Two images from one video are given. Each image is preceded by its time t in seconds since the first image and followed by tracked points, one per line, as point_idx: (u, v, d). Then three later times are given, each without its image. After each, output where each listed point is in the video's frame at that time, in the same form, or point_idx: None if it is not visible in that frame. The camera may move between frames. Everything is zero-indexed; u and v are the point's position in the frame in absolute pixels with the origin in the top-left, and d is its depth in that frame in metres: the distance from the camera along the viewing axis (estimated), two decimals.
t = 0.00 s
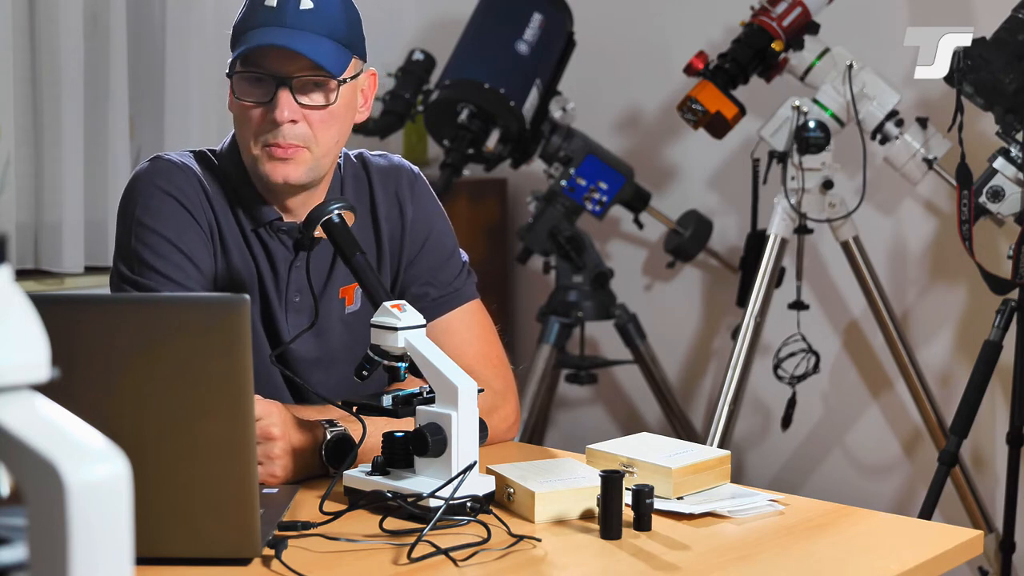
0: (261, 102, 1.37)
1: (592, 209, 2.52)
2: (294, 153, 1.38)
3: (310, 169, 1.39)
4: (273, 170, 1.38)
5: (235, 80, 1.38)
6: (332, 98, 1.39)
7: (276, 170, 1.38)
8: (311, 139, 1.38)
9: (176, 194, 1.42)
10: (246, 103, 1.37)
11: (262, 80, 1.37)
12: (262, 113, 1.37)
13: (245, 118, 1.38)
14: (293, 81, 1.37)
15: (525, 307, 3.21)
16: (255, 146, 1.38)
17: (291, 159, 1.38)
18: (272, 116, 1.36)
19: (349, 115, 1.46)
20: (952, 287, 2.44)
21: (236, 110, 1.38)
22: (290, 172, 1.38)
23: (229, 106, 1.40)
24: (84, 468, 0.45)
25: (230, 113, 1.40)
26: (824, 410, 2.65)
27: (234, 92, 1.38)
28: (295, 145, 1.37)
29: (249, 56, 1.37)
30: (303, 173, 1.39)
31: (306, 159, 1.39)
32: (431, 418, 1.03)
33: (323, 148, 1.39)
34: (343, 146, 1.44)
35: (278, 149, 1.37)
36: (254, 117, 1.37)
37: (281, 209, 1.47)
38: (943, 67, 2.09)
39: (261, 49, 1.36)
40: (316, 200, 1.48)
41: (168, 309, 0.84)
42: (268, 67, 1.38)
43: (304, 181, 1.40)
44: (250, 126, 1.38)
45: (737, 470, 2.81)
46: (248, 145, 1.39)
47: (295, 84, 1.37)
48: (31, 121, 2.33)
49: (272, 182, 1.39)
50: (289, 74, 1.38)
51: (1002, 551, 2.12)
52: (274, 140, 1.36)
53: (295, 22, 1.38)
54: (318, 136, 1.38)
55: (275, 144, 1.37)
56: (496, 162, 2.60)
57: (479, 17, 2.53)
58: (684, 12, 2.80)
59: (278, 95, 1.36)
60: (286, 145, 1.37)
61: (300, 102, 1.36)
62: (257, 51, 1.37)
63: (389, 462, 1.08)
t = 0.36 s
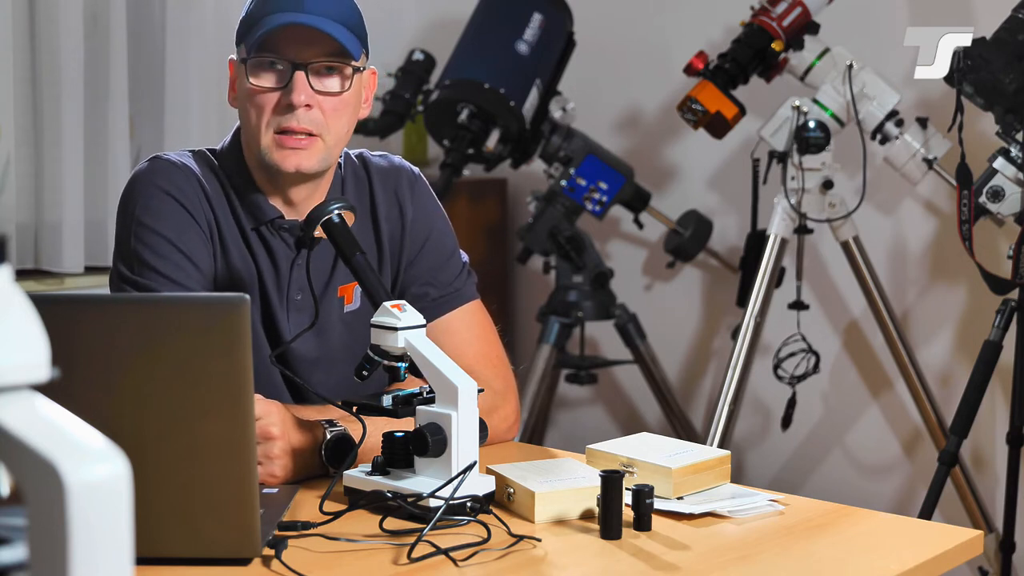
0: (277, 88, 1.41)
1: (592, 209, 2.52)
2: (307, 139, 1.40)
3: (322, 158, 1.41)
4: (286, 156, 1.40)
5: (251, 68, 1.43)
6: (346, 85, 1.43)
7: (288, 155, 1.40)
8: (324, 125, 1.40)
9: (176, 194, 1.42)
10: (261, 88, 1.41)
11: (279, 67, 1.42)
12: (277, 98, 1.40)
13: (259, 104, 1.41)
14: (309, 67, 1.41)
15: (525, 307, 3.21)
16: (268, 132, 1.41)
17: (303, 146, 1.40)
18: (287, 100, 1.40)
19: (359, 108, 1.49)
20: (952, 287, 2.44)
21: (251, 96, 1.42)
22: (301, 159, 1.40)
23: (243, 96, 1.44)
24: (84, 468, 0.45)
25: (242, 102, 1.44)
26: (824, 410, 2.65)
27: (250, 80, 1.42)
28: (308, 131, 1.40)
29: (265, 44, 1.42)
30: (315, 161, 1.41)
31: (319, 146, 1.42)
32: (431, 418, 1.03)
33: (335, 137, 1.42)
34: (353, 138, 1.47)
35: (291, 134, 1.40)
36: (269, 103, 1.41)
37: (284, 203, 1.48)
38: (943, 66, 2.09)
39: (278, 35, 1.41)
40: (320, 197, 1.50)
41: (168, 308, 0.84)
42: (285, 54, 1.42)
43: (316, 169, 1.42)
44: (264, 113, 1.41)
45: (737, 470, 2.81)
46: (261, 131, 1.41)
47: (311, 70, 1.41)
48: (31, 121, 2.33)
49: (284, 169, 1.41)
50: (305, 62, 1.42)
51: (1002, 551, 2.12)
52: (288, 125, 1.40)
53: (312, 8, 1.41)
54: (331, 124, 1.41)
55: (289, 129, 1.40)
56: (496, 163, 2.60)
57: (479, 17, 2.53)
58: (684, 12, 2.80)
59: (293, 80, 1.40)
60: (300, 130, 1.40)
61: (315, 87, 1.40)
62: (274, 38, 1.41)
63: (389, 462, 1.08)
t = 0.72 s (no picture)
0: (272, 57, 1.45)
1: (592, 209, 2.51)
2: (301, 106, 1.44)
3: (316, 124, 1.45)
4: (281, 122, 1.44)
5: (245, 38, 1.46)
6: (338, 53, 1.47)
7: (283, 120, 1.44)
8: (317, 92, 1.45)
9: (158, 199, 1.42)
10: (255, 58, 1.45)
11: (273, 37, 1.45)
12: (272, 66, 1.44)
13: (254, 74, 1.45)
14: (302, 35, 1.45)
15: (525, 307, 3.21)
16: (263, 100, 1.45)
17: (298, 113, 1.44)
18: (282, 67, 1.44)
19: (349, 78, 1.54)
20: (953, 287, 2.44)
21: (245, 66, 1.45)
22: (296, 124, 1.44)
23: (237, 67, 1.48)
24: (85, 469, 0.45)
25: (236, 73, 1.47)
26: (824, 410, 2.65)
27: (244, 49, 1.46)
28: (302, 97, 1.45)
29: (259, 16, 1.46)
30: (309, 127, 1.46)
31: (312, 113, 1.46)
32: (431, 418, 1.03)
33: (328, 104, 1.46)
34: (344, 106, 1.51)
35: (287, 102, 1.44)
36: (264, 71, 1.45)
37: (282, 178, 1.50)
38: (943, 66, 2.09)
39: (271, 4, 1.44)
40: (316, 172, 1.53)
41: (166, 308, 0.84)
42: (277, 24, 1.46)
43: (310, 135, 1.45)
44: (259, 81, 1.45)
45: (737, 470, 2.81)
46: (256, 100, 1.45)
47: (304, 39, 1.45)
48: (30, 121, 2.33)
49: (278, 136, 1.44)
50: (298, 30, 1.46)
51: (1002, 551, 2.12)
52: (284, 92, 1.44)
53: None
54: (324, 90, 1.46)
55: (284, 95, 1.44)
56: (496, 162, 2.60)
57: (479, 17, 2.53)
58: (684, 12, 2.80)
59: (287, 48, 1.44)
60: (294, 97, 1.44)
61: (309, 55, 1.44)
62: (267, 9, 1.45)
63: (389, 462, 1.08)
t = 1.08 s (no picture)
0: (250, 48, 1.49)
1: (592, 209, 2.51)
2: (279, 94, 1.49)
3: (293, 112, 1.50)
4: (259, 110, 1.48)
5: (224, 30, 1.50)
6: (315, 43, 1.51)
7: (262, 108, 1.48)
8: (295, 80, 1.49)
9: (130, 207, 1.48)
10: (234, 49, 1.49)
11: (251, 28, 1.49)
12: (250, 56, 1.49)
13: (232, 65, 1.49)
14: (279, 25, 1.48)
15: (525, 307, 3.21)
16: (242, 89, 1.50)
17: (275, 101, 1.49)
18: (261, 57, 1.48)
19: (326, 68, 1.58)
20: (952, 287, 2.44)
21: (224, 57, 1.50)
22: (274, 112, 1.48)
23: (215, 58, 1.52)
24: (85, 469, 0.45)
25: (215, 64, 1.52)
26: (824, 410, 2.65)
27: (222, 41, 1.50)
28: (280, 86, 1.49)
29: (236, 9, 1.51)
30: (287, 114, 1.50)
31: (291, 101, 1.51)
32: (431, 418, 1.03)
33: (304, 91, 1.51)
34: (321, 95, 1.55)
35: (264, 90, 1.48)
36: (242, 61, 1.49)
37: (262, 165, 1.55)
38: (943, 66, 2.09)
39: None
40: (295, 159, 1.57)
41: (165, 307, 0.84)
42: (255, 15, 1.50)
43: (288, 123, 1.50)
44: (238, 71, 1.49)
45: (737, 470, 2.81)
46: (235, 90, 1.50)
47: (281, 29, 1.49)
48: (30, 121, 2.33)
49: (257, 124, 1.49)
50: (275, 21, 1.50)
51: (1002, 551, 2.12)
52: (261, 80, 1.48)
53: None
54: (301, 79, 1.50)
55: (262, 84, 1.49)
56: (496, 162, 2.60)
57: (479, 17, 2.53)
58: (684, 12, 2.80)
59: (265, 38, 1.48)
60: (272, 85, 1.49)
61: (286, 44, 1.48)
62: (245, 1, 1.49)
63: (389, 462, 1.07)
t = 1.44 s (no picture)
0: (219, 46, 1.55)
1: (592, 209, 2.51)
2: (252, 90, 1.56)
3: (267, 105, 1.57)
4: (235, 107, 1.55)
5: (192, 31, 1.56)
6: (280, 36, 1.58)
7: (238, 106, 1.55)
8: (267, 74, 1.57)
9: (106, 228, 1.53)
10: (204, 49, 1.55)
11: (216, 28, 1.56)
12: (220, 55, 1.55)
13: (204, 65, 1.56)
14: (245, 22, 1.56)
15: (525, 307, 3.20)
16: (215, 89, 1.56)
17: (250, 97, 1.56)
18: (231, 54, 1.55)
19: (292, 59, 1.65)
20: (952, 287, 2.44)
21: (195, 58, 1.56)
22: (250, 108, 1.56)
23: (184, 60, 1.58)
24: (85, 469, 0.45)
25: (186, 66, 1.57)
26: (824, 410, 2.65)
27: (190, 43, 1.56)
28: (252, 81, 1.56)
29: (201, 9, 1.56)
30: (262, 109, 1.57)
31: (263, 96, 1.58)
32: (432, 418, 1.03)
33: (275, 84, 1.58)
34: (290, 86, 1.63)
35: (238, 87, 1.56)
36: (213, 61, 1.56)
37: (238, 166, 1.59)
38: (943, 66, 2.09)
39: None
40: (271, 157, 1.61)
41: (164, 307, 0.84)
42: (220, 14, 1.56)
43: (263, 116, 1.57)
44: (209, 71, 1.56)
45: (737, 470, 2.81)
46: (208, 89, 1.56)
47: (247, 26, 1.56)
48: (30, 121, 2.34)
49: (233, 120, 1.56)
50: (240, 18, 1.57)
51: (1002, 551, 2.12)
52: (234, 77, 1.55)
53: None
54: (271, 72, 1.57)
55: (235, 81, 1.56)
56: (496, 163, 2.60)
57: (479, 16, 2.53)
58: (685, 12, 2.80)
59: (233, 36, 1.55)
60: (245, 82, 1.56)
61: (254, 40, 1.56)
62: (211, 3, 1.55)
63: (389, 462, 1.07)
